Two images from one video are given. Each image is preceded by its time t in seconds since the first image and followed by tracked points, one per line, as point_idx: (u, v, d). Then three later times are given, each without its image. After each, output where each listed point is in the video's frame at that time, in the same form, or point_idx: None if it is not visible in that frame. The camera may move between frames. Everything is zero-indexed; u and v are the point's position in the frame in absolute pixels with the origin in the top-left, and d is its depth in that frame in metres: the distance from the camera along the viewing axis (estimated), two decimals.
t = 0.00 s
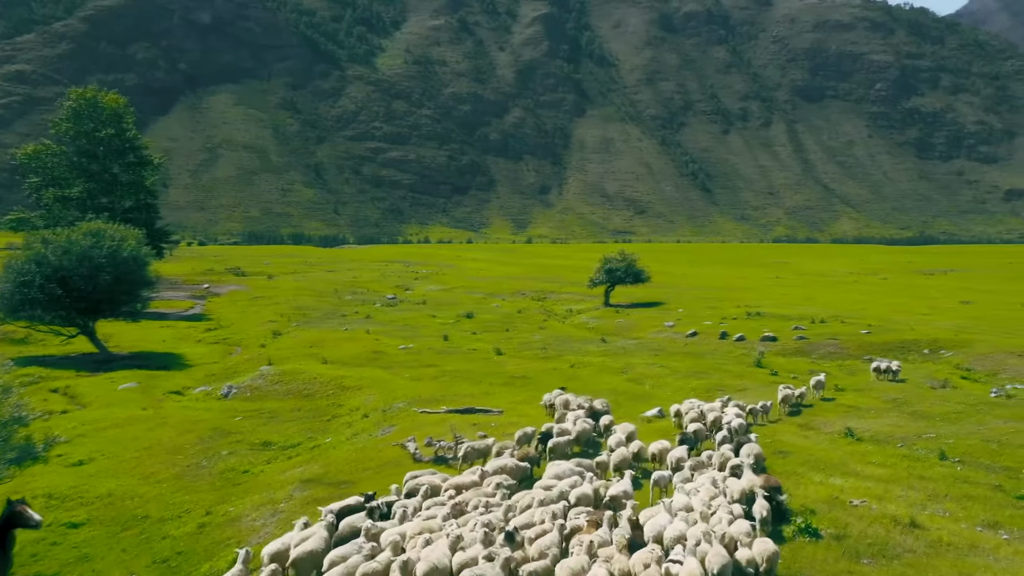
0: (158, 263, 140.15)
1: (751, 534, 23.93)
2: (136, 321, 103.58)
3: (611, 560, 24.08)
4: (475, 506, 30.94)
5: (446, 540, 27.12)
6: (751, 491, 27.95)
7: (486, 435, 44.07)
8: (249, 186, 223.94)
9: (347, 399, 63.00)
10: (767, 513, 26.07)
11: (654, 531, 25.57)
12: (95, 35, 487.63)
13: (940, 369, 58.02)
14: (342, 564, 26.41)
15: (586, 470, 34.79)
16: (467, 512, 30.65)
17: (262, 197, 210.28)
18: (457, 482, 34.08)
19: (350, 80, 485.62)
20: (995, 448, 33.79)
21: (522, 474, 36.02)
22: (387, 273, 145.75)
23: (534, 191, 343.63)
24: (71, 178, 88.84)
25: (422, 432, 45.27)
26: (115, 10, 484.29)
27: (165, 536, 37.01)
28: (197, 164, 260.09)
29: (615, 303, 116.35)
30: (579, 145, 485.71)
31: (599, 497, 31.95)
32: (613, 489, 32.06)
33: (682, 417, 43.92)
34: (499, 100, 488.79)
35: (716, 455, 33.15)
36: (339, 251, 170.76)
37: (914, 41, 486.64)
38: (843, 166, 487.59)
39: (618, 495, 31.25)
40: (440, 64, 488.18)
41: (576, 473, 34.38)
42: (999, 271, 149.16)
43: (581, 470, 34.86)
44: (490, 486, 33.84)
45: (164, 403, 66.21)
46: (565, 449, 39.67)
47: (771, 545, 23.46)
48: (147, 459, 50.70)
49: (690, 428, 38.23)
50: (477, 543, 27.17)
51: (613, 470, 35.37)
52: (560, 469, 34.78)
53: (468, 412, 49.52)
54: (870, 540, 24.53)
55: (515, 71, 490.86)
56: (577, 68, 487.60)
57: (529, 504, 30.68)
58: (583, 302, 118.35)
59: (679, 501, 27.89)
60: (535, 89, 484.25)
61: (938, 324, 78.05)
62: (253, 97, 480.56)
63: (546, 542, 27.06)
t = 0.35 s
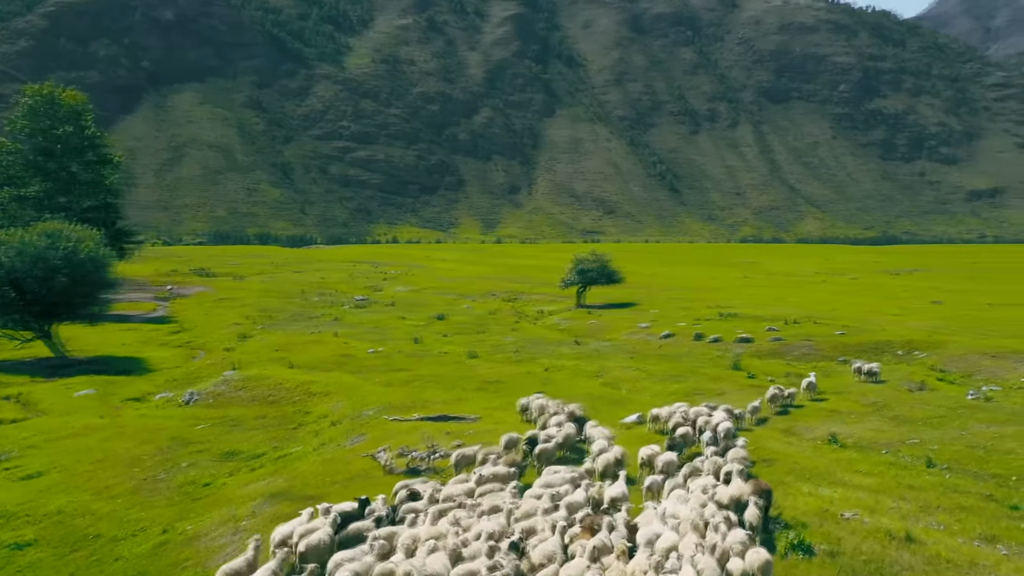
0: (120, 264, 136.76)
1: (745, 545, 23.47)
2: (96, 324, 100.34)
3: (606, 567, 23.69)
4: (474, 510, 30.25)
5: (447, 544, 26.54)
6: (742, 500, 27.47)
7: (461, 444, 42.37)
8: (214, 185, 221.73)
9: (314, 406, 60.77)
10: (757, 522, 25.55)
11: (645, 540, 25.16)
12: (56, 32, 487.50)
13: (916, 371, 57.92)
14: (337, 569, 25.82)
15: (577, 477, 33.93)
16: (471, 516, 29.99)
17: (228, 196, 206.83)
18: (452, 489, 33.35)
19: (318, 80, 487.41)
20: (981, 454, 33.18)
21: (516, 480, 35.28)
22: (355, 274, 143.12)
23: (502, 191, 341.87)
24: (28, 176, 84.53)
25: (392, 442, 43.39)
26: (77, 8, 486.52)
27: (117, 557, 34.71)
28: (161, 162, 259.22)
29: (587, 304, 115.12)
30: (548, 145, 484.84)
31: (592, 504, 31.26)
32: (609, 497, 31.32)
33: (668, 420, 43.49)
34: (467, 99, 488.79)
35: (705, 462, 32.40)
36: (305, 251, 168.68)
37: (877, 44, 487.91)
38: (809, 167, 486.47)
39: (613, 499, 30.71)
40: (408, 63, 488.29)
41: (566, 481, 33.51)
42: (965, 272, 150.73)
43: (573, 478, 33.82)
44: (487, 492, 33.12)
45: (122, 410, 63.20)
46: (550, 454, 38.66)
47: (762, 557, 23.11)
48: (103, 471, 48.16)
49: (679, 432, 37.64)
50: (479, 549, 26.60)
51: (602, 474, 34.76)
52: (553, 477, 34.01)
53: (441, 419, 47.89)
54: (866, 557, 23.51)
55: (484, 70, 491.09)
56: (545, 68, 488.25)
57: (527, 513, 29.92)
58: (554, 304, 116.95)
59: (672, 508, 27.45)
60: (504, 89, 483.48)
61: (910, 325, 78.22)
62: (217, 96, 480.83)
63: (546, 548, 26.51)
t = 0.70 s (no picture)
0: (90, 264, 133.84)
1: (743, 550, 23.13)
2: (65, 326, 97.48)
3: None
4: (475, 514, 29.73)
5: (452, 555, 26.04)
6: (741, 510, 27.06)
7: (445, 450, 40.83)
8: (188, 184, 219.88)
9: (291, 411, 58.88)
10: (752, 528, 25.18)
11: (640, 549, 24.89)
12: (29, 29, 486.65)
13: (900, 374, 57.77)
14: None
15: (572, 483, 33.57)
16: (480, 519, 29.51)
17: (203, 195, 204.18)
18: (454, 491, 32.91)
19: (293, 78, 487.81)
20: (975, 461, 32.68)
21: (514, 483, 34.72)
22: (332, 276, 140.96)
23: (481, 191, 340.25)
24: None
25: (371, 451, 41.77)
26: (49, 5, 486.88)
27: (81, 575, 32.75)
28: (135, 162, 258.15)
29: (567, 306, 114.09)
30: (526, 145, 485.55)
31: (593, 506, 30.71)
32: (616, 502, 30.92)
33: (658, 424, 42.81)
34: (445, 99, 488.85)
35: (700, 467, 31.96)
36: (281, 251, 166.82)
37: (850, 45, 487.54)
38: (784, 167, 486.84)
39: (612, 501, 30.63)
40: (385, 62, 488.60)
41: (562, 486, 33.03)
42: (940, 273, 151.80)
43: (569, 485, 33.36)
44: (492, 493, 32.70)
45: (89, 416, 60.60)
46: (544, 465, 37.90)
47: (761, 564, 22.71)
48: (68, 481, 45.94)
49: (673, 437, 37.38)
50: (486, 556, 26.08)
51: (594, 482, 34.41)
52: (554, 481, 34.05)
53: (421, 426, 46.47)
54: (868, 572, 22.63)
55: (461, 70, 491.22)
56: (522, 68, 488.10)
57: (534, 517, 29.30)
58: (534, 304, 115.59)
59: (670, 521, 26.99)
60: (482, 88, 482.35)
61: (890, 326, 78.28)
62: (192, 95, 481.15)
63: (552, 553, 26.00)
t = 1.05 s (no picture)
0: (59, 265, 130.58)
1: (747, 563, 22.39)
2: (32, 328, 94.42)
3: None
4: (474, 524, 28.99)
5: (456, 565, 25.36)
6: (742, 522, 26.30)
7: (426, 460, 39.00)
8: (162, 184, 217.67)
9: (264, 418, 56.75)
10: (755, 538, 24.48)
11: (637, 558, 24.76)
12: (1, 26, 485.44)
13: (886, 376, 57.34)
14: None
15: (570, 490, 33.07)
16: (487, 527, 29.06)
17: (177, 194, 201.06)
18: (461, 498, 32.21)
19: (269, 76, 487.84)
20: (973, 468, 31.74)
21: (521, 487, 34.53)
22: (308, 276, 138.51)
23: (459, 191, 337.99)
24: None
25: (348, 461, 40.02)
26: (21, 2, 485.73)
27: None
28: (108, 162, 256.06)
29: (547, 306, 112.74)
30: (503, 145, 485.55)
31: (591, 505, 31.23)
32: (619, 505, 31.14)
33: (648, 430, 42.03)
34: (422, 98, 488.04)
35: (699, 474, 31.37)
36: (258, 251, 164.61)
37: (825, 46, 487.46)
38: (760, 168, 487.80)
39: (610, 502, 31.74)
40: (362, 61, 488.28)
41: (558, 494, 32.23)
42: (917, 273, 152.33)
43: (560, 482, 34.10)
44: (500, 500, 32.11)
45: (52, 424, 58.09)
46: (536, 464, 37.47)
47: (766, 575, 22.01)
48: (27, 494, 43.47)
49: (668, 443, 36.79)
50: (495, 566, 25.14)
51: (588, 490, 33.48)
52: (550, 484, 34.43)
53: (401, 434, 44.79)
54: None
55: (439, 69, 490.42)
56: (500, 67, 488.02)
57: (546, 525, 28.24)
58: (514, 305, 114.12)
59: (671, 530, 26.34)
60: (459, 88, 481.21)
61: (872, 327, 78.00)
62: (166, 93, 480.23)
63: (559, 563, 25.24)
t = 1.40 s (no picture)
0: (31, 265, 127.74)
1: None
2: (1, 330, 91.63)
3: None
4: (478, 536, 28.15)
5: None
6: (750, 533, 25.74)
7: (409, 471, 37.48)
8: (138, 183, 215.54)
9: (241, 424, 54.84)
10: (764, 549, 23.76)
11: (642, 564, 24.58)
12: None
13: (876, 378, 56.74)
14: None
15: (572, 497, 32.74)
16: (493, 536, 28.42)
17: (154, 194, 198.12)
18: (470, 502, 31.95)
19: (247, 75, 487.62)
20: (975, 478, 30.78)
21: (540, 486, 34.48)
22: (288, 276, 136.25)
23: (439, 191, 336.29)
24: None
25: (326, 473, 38.41)
26: None
27: None
28: (83, 161, 253.87)
29: (530, 307, 111.27)
30: (484, 144, 485.23)
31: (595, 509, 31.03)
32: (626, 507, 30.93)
33: (644, 433, 41.11)
34: (401, 97, 487.44)
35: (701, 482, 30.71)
36: (235, 250, 163.17)
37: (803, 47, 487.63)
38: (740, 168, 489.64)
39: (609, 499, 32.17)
40: (342, 60, 487.88)
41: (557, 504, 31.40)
42: (897, 274, 152.92)
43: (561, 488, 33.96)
44: (509, 504, 31.92)
45: (18, 433, 55.80)
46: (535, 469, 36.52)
47: None
48: None
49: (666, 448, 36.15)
50: None
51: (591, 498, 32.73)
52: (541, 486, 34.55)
53: (382, 444, 43.12)
54: None
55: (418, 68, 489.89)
56: (480, 67, 488.01)
57: (558, 533, 27.84)
58: (496, 307, 112.54)
59: (676, 539, 25.55)
60: (439, 88, 479.68)
61: (858, 328, 77.53)
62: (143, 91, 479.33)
63: (568, 574, 24.76)
